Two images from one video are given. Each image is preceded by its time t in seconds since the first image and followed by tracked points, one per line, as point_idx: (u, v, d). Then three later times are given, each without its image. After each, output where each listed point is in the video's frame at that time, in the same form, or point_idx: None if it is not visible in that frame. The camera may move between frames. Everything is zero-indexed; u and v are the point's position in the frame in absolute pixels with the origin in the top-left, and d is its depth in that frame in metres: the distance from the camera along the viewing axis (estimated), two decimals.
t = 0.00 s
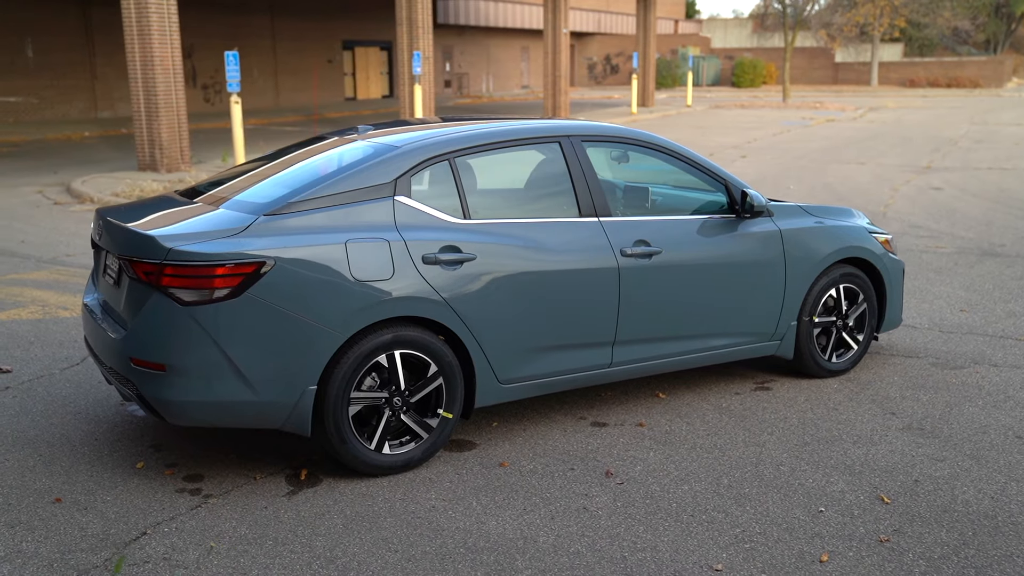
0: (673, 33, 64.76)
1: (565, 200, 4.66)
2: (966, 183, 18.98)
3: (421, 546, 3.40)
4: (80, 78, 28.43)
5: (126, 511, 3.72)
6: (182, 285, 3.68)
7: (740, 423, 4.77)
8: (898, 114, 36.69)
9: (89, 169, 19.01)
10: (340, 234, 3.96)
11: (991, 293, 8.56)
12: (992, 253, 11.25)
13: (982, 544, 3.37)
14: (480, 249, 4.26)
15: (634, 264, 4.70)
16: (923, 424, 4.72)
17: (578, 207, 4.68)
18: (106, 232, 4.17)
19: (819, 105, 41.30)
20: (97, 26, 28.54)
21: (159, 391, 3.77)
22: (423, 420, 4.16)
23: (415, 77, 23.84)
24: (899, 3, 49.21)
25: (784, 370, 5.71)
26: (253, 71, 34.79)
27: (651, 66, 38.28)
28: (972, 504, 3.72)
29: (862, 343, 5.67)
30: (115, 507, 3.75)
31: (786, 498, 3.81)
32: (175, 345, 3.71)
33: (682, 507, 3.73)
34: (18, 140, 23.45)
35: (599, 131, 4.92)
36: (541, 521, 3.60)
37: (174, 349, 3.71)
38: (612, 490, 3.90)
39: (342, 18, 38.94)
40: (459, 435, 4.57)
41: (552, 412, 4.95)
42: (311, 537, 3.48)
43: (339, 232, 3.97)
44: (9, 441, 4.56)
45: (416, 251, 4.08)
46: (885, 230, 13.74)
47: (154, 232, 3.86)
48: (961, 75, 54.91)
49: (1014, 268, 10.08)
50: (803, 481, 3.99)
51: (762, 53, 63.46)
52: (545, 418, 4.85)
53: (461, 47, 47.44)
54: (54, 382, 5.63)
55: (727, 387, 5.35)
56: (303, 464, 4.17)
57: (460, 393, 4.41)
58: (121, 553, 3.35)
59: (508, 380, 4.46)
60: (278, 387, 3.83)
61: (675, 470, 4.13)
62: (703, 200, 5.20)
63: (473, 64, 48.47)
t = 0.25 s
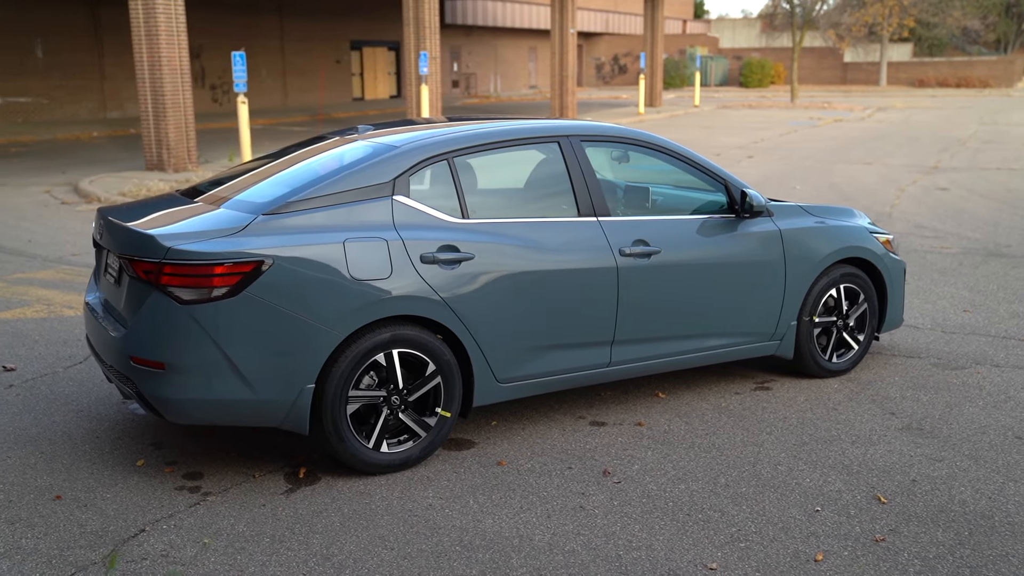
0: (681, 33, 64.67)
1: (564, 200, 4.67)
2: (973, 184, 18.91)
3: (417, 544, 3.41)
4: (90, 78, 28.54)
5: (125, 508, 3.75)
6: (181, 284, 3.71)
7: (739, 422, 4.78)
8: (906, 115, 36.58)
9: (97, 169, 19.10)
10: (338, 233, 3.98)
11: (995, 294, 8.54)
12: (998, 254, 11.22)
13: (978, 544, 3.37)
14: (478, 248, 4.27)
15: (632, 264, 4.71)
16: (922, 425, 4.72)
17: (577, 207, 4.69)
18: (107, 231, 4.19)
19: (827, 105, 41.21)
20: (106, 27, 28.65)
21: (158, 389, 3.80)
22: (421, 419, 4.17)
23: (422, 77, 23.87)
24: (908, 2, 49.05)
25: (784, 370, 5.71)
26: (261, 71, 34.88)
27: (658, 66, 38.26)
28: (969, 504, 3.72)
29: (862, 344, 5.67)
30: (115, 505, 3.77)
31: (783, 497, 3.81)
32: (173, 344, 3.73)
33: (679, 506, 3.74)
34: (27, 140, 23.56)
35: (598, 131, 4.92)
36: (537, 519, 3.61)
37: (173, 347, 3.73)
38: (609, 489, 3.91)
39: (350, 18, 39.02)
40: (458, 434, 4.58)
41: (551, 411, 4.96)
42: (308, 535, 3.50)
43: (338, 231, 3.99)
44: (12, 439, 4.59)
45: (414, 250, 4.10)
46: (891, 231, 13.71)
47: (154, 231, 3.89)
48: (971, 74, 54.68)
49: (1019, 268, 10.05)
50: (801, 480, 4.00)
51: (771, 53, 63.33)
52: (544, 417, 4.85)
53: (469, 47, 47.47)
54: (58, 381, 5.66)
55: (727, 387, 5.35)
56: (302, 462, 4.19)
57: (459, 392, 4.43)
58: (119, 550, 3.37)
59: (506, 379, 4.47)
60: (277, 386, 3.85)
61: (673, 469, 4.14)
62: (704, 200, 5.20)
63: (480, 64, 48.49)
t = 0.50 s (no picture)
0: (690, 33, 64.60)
1: (564, 201, 4.68)
2: (982, 184, 18.84)
3: (414, 542, 3.43)
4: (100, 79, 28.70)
5: (125, 506, 3.77)
6: (180, 283, 3.73)
7: (739, 422, 4.78)
8: (916, 115, 36.47)
9: (106, 169, 19.20)
10: (337, 233, 4.00)
11: (1000, 294, 8.51)
12: (1005, 254, 11.18)
13: (975, 544, 3.37)
14: (477, 248, 4.29)
15: (632, 264, 4.72)
16: (923, 425, 4.71)
17: (577, 208, 4.69)
18: (108, 231, 4.22)
19: (836, 105, 41.11)
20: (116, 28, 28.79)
21: (158, 388, 3.82)
22: (420, 419, 4.19)
23: (430, 77, 23.92)
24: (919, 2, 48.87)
25: (786, 370, 5.71)
26: (270, 71, 34.98)
27: (666, 66, 38.23)
28: (967, 505, 3.71)
29: (864, 344, 5.66)
30: (115, 502, 3.80)
31: (780, 498, 3.81)
32: (174, 342, 3.76)
33: (676, 505, 3.75)
34: (37, 140, 23.69)
35: (598, 131, 4.93)
36: (535, 519, 3.62)
37: (173, 346, 3.76)
38: (606, 488, 3.92)
39: (358, 19, 39.09)
40: (458, 434, 4.59)
41: (551, 411, 4.97)
42: (306, 532, 3.52)
43: (337, 231, 4.01)
44: (15, 436, 4.63)
45: (413, 250, 4.12)
46: (898, 231, 13.68)
47: (154, 231, 3.91)
48: (982, 74, 54.44)
49: None
50: (799, 481, 4.00)
51: (780, 53, 63.19)
52: (544, 417, 4.87)
53: (477, 48, 47.49)
54: (62, 379, 5.71)
55: (729, 387, 5.35)
56: (302, 461, 4.21)
57: (458, 392, 4.44)
58: (118, 547, 3.40)
59: (505, 379, 4.48)
60: (275, 385, 3.87)
61: (671, 469, 4.15)
62: (704, 200, 5.21)
63: (489, 64, 48.51)
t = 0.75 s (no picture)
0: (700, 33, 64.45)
1: (564, 201, 4.68)
2: (991, 185, 18.75)
3: (411, 541, 3.44)
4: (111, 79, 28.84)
5: (126, 504, 3.80)
6: (181, 283, 3.75)
7: (739, 423, 4.77)
8: (927, 115, 36.33)
9: (116, 169, 19.29)
10: (337, 233, 4.02)
11: (1007, 295, 8.48)
12: (1013, 256, 11.13)
13: (972, 545, 3.36)
14: (476, 249, 4.29)
15: (632, 265, 4.72)
16: (923, 427, 4.70)
17: (577, 208, 4.70)
18: (111, 231, 4.25)
19: (845, 105, 40.98)
20: (127, 29, 28.94)
21: (158, 387, 3.85)
22: (420, 418, 4.20)
23: (438, 78, 23.94)
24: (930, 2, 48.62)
25: (788, 371, 5.70)
26: (280, 72, 35.08)
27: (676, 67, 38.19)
28: (966, 506, 3.70)
29: (866, 345, 5.65)
30: (116, 501, 3.83)
31: (778, 498, 3.81)
32: (174, 341, 3.78)
33: (674, 505, 3.75)
34: (49, 141, 23.83)
35: (599, 132, 4.93)
36: (532, 518, 3.63)
37: (173, 346, 3.78)
38: (605, 489, 3.93)
39: (368, 19, 39.15)
40: (458, 434, 4.60)
41: (552, 411, 4.97)
42: (304, 531, 3.54)
43: (336, 232, 4.02)
44: (19, 435, 4.67)
45: (412, 250, 4.13)
46: (905, 232, 13.62)
47: (155, 231, 3.94)
48: (994, 75, 54.13)
49: None
50: (797, 482, 3.99)
51: (790, 53, 62.99)
52: (545, 417, 4.87)
53: (487, 48, 47.50)
54: (67, 378, 5.75)
55: (730, 388, 5.35)
56: (302, 461, 4.22)
57: (458, 391, 4.45)
58: (117, 545, 3.42)
59: (504, 379, 4.49)
60: (275, 384, 3.89)
61: (670, 469, 4.15)
62: (706, 201, 5.20)
63: (499, 65, 48.51)
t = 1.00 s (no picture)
0: (711, 34, 64.32)
1: (565, 202, 4.69)
2: (1001, 186, 18.65)
3: (409, 540, 3.46)
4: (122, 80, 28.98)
5: (127, 502, 3.82)
6: (182, 283, 3.78)
7: (739, 424, 4.77)
8: (937, 116, 36.18)
9: (126, 169, 19.39)
10: (337, 234, 4.03)
11: (1013, 297, 8.44)
12: (1021, 257, 11.08)
13: (970, 548, 3.36)
14: (477, 249, 4.31)
15: (633, 265, 4.72)
16: (925, 429, 4.68)
17: (578, 209, 4.70)
18: (113, 231, 4.28)
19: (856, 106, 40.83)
20: (138, 30, 29.07)
21: (159, 386, 3.87)
22: (419, 418, 4.21)
23: (447, 79, 23.98)
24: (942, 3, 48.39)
25: (790, 372, 5.69)
26: (289, 72, 35.18)
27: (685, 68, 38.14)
28: (965, 508, 3.70)
29: (869, 346, 5.63)
30: (117, 498, 3.86)
31: (777, 499, 3.81)
32: (175, 340, 3.81)
33: (672, 506, 3.75)
34: (61, 141, 23.98)
35: (601, 133, 4.94)
36: (530, 518, 3.64)
37: (174, 344, 3.81)
38: (603, 489, 3.93)
39: (377, 20, 39.23)
40: (458, 434, 4.61)
41: (554, 411, 4.98)
42: (303, 530, 3.56)
43: (336, 232, 4.04)
44: (23, 433, 4.71)
45: (412, 251, 4.15)
46: (913, 234, 13.57)
47: (157, 231, 3.96)
48: (1006, 76, 53.82)
49: None
50: (797, 483, 3.99)
51: (800, 54, 62.79)
52: (545, 417, 4.88)
53: (496, 49, 47.50)
54: (72, 376, 5.79)
55: (731, 389, 5.35)
56: (302, 460, 4.24)
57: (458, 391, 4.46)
58: (117, 542, 3.44)
59: (504, 379, 4.50)
60: (275, 383, 3.91)
61: (669, 470, 4.15)
62: (707, 202, 5.20)
63: (508, 65, 48.49)
